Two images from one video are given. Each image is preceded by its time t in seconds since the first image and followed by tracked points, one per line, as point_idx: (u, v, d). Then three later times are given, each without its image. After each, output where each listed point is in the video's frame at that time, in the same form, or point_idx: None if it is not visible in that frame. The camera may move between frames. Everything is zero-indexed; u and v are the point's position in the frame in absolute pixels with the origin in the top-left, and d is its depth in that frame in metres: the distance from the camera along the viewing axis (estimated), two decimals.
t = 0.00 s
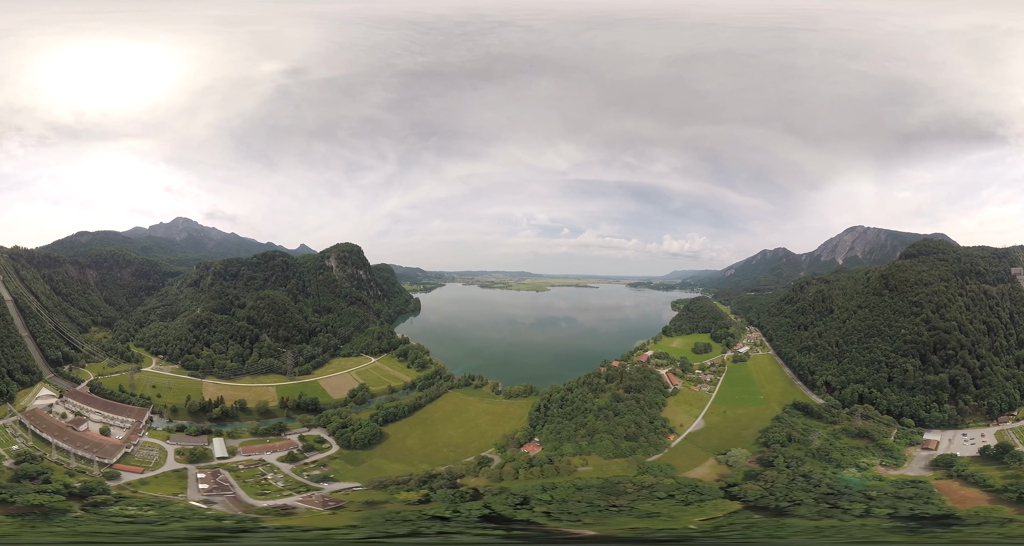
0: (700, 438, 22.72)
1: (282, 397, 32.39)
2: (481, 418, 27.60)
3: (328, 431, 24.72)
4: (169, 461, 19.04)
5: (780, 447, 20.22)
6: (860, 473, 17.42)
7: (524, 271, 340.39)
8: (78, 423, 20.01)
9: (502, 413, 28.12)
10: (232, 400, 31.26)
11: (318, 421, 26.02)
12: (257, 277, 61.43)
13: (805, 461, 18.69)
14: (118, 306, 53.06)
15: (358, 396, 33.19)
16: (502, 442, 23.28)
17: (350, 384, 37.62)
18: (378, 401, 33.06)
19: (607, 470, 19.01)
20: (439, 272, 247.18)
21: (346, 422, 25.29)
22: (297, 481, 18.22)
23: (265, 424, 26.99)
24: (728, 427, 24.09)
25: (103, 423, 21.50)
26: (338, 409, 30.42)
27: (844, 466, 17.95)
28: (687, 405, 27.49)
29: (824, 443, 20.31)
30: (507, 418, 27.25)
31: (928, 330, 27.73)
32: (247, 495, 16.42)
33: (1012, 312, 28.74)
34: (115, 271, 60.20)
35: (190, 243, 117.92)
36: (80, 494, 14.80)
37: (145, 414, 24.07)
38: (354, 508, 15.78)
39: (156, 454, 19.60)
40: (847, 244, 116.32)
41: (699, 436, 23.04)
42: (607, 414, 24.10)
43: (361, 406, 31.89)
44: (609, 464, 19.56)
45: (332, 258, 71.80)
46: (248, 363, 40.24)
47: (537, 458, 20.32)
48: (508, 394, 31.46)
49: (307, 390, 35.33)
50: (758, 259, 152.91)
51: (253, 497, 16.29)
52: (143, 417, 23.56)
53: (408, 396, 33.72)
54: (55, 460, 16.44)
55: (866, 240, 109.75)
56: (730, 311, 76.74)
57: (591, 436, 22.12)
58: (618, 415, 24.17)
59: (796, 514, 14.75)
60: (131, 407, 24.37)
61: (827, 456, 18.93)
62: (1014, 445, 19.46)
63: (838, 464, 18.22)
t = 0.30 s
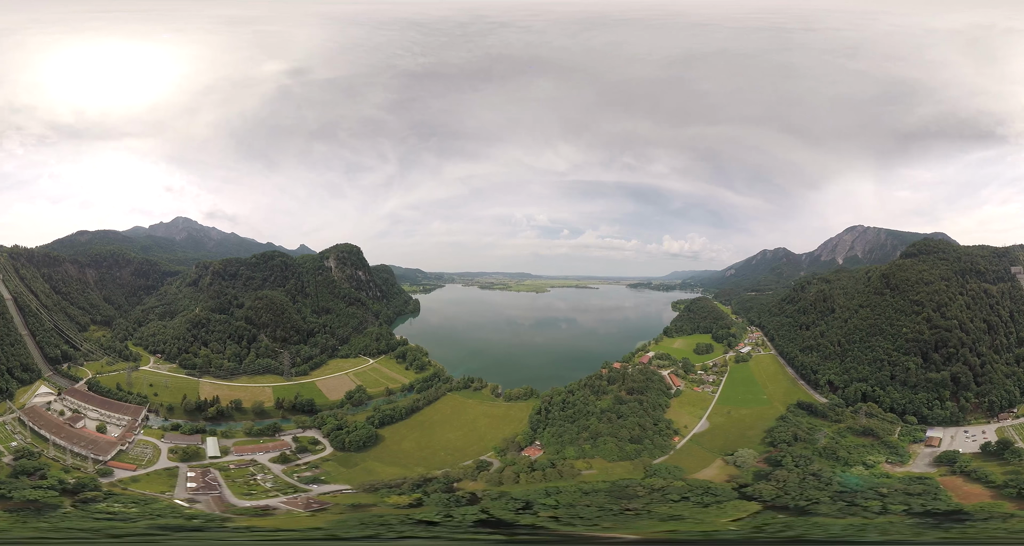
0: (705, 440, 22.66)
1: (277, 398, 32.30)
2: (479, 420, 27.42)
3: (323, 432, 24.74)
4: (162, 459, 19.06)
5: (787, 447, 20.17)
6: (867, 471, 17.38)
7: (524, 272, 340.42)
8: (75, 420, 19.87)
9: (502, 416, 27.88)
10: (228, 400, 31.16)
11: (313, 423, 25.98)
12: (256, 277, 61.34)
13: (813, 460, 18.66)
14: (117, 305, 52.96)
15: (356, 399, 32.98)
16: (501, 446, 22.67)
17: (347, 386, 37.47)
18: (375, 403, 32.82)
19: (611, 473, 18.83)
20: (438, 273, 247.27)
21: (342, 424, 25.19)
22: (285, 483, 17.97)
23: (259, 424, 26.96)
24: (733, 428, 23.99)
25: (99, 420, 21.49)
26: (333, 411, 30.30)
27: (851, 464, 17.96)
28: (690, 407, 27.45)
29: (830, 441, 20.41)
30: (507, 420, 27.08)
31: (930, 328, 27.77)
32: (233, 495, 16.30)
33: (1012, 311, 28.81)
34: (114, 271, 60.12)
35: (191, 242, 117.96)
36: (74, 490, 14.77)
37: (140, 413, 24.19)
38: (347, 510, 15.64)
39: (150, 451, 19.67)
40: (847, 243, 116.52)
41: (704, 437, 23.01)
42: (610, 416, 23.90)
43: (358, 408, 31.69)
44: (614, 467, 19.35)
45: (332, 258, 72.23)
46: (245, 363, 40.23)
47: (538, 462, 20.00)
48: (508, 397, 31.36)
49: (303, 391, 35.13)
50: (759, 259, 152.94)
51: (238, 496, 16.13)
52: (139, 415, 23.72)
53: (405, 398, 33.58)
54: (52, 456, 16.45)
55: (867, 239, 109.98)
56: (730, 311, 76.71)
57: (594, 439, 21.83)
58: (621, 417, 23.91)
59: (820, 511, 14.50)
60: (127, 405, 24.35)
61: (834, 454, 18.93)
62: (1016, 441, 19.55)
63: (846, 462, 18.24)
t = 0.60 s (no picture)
0: (711, 440, 22.55)
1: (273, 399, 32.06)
2: (477, 423, 26.94)
3: (317, 434, 24.27)
4: (154, 457, 18.79)
5: (793, 446, 20.12)
6: (873, 468, 17.34)
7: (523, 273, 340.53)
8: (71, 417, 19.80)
9: (500, 420, 27.28)
10: (222, 399, 30.91)
11: (307, 423, 25.66)
12: (255, 277, 61.29)
13: (820, 459, 18.60)
14: (115, 304, 52.87)
15: (351, 400, 32.68)
16: (501, 449, 22.52)
17: (343, 388, 37.20)
18: (370, 406, 32.48)
19: (616, 476, 18.60)
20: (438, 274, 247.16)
21: (336, 426, 25.01)
22: (272, 483, 17.45)
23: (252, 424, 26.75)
24: (735, 427, 24.14)
25: (94, 418, 21.31)
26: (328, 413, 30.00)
27: (858, 462, 17.93)
28: (693, 407, 27.38)
29: (835, 439, 20.42)
30: (506, 423, 26.68)
31: (930, 326, 27.80)
32: (218, 495, 15.84)
33: (1011, 309, 28.85)
34: (113, 270, 60.06)
35: (189, 242, 117.80)
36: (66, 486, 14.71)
37: (136, 410, 24.05)
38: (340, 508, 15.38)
39: (143, 449, 19.49)
40: (846, 242, 116.76)
41: (709, 438, 22.86)
42: (613, 420, 23.76)
43: (353, 411, 31.35)
44: (619, 471, 19.13)
45: (330, 260, 71.87)
46: (241, 363, 40.17)
47: (539, 467, 19.68)
48: (508, 400, 30.65)
49: (298, 391, 34.90)
50: (758, 260, 152.95)
51: (222, 497, 15.73)
52: (134, 412, 23.63)
53: (402, 401, 33.28)
54: (48, 453, 16.48)
55: (866, 237, 110.29)
56: (731, 311, 76.51)
57: (598, 442, 21.65)
58: (624, 420, 23.93)
59: (840, 509, 14.26)
60: (122, 403, 24.29)
61: (841, 452, 18.93)
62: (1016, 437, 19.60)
63: (851, 460, 18.19)
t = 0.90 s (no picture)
0: (717, 442, 21.55)
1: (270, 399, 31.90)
2: (476, 428, 26.33)
3: (311, 435, 24.06)
4: (147, 455, 18.60)
5: (800, 444, 19.67)
6: (879, 465, 17.27)
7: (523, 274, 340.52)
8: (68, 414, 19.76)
9: (500, 422, 27.10)
10: (217, 399, 30.76)
11: (302, 426, 25.50)
12: (254, 277, 61.28)
13: (828, 456, 18.29)
14: (114, 303, 52.79)
15: (347, 402, 32.49)
16: (501, 454, 21.36)
17: (340, 389, 36.94)
18: (366, 408, 32.36)
19: (623, 479, 17.51)
20: (437, 276, 247.09)
21: (331, 428, 24.75)
22: (260, 484, 17.08)
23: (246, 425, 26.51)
24: (742, 427, 23.35)
25: (91, 416, 21.23)
26: (323, 414, 29.94)
27: (864, 459, 17.83)
28: (698, 408, 26.58)
29: (841, 437, 20.17)
30: (507, 427, 26.32)
31: (931, 324, 27.85)
32: (202, 495, 15.51)
33: (1011, 307, 28.89)
34: (112, 269, 60.02)
35: (189, 242, 117.78)
36: (60, 482, 14.63)
37: (132, 408, 24.05)
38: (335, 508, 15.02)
39: (137, 446, 19.30)
40: (846, 241, 116.84)
41: (716, 439, 21.95)
42: (616, 422, 22.85)
43: (350, 412, 31.18)
44: (626, 473, 17.99)
45: (329, 261, 71.70)
46: (238, 363, 40.09)
47: (542, 470, 18.65)
48: (508, 402, 30.61)
49: (295, 393, 34.61)
50: (758, 260, 152.94)
51: (206, 496, 15.40)
52: (130, 410, 23.59)
53: (400, 403, 33.06)
54: (46, 449, 16.34)
55: (866, 236, 110.48)
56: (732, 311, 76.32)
57: (601, 445, 20.54)
58: (628, 422, 22.97)
59: (859, 507, 14.12)
60: (118, 401, 24.29)
61: (847, 450, 18.74)
62: (1016, 433, 19.66)
63: (858, 457, 18.06)
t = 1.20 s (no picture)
0: (723, 442, 21.04)
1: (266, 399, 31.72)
2: (475, 432, 25.73)
3: (305, 437, 23.77)
4: (141, 453, 18.58)
5: (806, 443, 19.41)
6: (886, 463, 17.19)
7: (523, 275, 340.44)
8: (66, 411, 19.75)
9: (501, 426, 26.51)
10: (213, 399, 30.53)
11: (296, 426, 25.13)
12: (253, 278, 61.25)
13: (836, 455, 18.12)
14: (113, 302, 52.70)
15: (344, 404, 32.19)
16: (501, 458, 20.60)
17: (337, 390, 36.67)
18: (363, 410, 32.02)
19: (630, 481, 16.97)
20: (437, 277, 247.04)
21: (327, 430, 24.39)
22: (248, 484, 16.86)
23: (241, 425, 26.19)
24: (747, 428, 22.72)
25: (88, 413, 21.20)
26: (320, 415, 29.59)
27: (871, 457, 17.74)
28: (702, 410, 25.78)
29: (846, 435, 20.05)
30: (507, 431, 25.60)
31: (932, 323, 27.92)
32: (187, 493, 15.35)
33: (1011, 306, 28.94)
34: (112, 268, 59.99)
35: (188, 241, 117.77)
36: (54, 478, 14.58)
37: (129, 406, 24.04)
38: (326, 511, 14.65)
39: (131, 444, 19.26)
40: (846, 240, 116.94)
41: (722, 439, 21.47)
42: (620, 424, 22.35)
43: (345, 414, 30.97)
44: (632, 476, 17.46)
45: (328, 261, 71.59)
46: (235, 363, 39.94)
47: (544, 475, 17.90)
48: (508, 405, 29.98)
49: (291, 394, 34.20)
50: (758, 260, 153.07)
51: (192, 495, 15.29)
52: (127, 408, 23.41)
53: (398, 405, 32.57)
54: (44, 445, 16.30)
55: (866, 236, 110.60)
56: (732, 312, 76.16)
57: (605, 448, 19.93)
58: (632, 424, 22.34)
59: (876, 504, 13.97)
60: (115, 399, 24.27)
61: (854, 448, 18.54)
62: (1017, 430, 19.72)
63: (865, 455, 17.96)
